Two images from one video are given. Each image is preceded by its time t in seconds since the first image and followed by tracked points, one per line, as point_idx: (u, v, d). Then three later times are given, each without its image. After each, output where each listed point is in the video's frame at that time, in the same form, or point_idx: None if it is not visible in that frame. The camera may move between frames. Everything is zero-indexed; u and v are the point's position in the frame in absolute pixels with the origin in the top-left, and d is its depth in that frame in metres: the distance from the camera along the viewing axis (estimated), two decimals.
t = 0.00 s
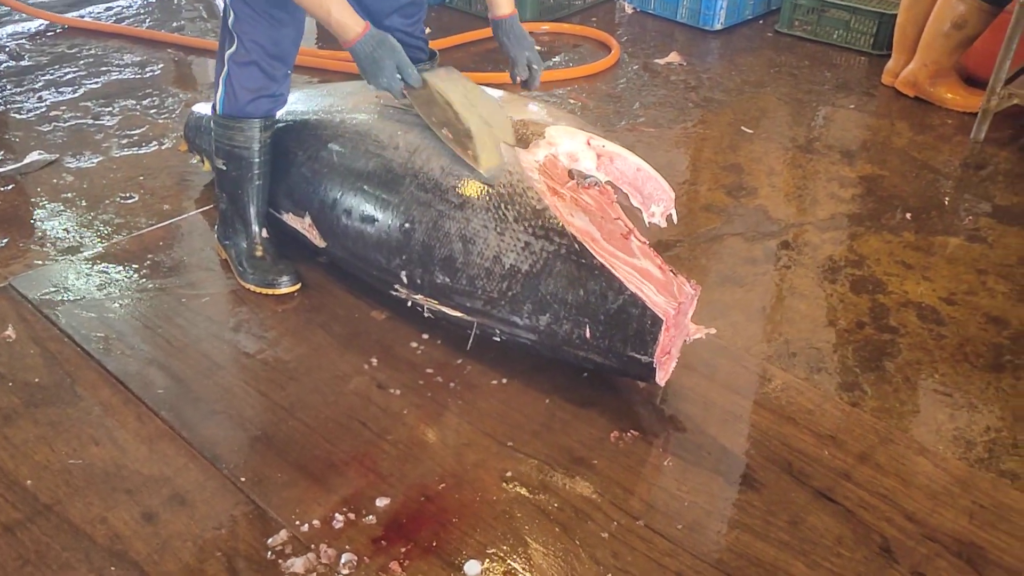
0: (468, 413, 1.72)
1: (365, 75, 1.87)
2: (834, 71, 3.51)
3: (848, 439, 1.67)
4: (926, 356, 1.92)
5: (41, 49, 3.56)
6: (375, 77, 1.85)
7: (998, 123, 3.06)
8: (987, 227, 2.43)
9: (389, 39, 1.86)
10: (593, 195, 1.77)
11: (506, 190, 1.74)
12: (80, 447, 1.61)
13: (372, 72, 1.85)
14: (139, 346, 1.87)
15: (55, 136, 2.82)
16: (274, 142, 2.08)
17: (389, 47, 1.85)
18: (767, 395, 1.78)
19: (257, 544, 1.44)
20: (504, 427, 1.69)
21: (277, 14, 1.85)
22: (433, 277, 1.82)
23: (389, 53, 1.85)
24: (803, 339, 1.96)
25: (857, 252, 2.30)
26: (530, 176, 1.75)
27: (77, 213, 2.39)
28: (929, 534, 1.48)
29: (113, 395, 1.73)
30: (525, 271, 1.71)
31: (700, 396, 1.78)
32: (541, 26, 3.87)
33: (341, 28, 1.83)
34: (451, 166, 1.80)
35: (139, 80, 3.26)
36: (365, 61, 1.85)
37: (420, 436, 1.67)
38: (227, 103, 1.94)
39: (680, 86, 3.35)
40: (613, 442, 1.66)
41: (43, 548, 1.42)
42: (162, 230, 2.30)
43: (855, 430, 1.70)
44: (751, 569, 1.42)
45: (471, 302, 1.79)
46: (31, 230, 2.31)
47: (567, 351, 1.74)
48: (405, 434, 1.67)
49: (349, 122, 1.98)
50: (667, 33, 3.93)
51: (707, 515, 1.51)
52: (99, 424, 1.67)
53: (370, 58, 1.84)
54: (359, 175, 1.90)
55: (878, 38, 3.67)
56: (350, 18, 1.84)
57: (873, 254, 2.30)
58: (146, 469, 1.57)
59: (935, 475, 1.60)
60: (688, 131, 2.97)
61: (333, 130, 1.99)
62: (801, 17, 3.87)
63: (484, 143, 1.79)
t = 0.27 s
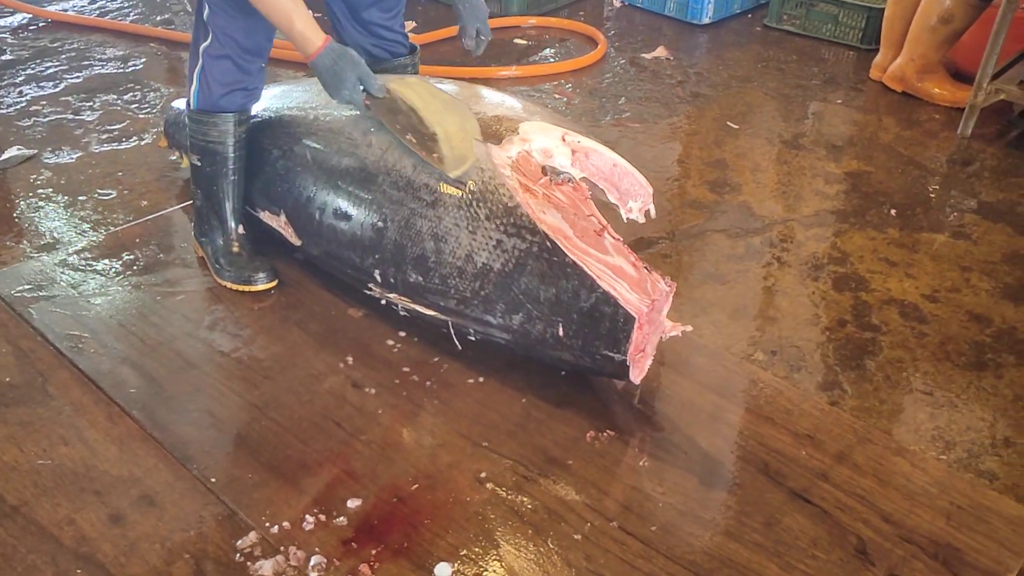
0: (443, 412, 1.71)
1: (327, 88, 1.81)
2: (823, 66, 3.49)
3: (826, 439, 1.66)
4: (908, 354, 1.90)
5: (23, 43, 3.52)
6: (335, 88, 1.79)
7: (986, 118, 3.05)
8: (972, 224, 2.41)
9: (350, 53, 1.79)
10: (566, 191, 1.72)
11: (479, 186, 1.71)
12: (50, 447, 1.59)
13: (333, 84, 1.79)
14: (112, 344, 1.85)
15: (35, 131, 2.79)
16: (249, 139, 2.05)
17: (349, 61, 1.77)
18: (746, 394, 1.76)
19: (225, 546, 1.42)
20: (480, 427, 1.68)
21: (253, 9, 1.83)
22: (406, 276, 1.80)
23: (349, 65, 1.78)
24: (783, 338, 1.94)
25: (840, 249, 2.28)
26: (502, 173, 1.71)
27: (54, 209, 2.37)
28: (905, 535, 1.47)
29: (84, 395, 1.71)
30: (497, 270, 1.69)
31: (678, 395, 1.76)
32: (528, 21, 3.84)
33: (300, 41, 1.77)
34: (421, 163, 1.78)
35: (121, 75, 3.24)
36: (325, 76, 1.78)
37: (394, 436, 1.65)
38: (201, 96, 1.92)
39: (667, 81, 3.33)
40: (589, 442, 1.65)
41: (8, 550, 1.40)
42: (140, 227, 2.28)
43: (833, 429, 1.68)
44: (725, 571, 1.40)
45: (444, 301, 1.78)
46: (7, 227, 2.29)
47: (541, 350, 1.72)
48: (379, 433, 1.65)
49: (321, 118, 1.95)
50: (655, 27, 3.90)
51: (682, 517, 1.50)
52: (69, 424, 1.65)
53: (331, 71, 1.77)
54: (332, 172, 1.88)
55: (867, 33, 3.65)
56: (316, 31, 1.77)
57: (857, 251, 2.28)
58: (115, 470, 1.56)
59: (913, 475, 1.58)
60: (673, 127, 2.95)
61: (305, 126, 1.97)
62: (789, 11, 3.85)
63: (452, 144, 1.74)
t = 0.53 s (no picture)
0: (427, 411, 1.69)
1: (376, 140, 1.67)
2: (819, 60, 3.46)
3: (814, 438, 1.64)
4: (898, 352, 1.88)
5: (14, 36, 3.50)
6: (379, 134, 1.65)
7: (983, 114, 3.02)
8: (967, 221, 2.39)
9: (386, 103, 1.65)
10: (558, 186, 1.71)
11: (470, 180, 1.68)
12: (29, 445, 1.58)
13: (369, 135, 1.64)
14: (94, 341, 1.83)
15: (23, 126, 2.77)
16: (236, 130, 2.03)
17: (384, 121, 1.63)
18: (734, 393, 1.74)
19: (203, 546, 1.41)
20: (464, 426, 1.66)
21: None
22: (395, 270, 1.78)
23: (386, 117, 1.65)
24: (773, 336, 1.92)
25: (832, 246, 2.26)
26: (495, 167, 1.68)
27: (40, 204, 2.35)
28: (892, 537, 1.45)
29: (65, 392, 1.70)
30: (488, 265, 1.67)
31: (665, 393, 1.74)
32: (522, 14, 3.82)
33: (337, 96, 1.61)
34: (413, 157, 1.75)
35: (112, 68, 3.22)
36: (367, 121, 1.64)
37: (377, 434, 1.63)
38: (181, 88, 1.90)
39: (661, 75, 3.30)
40: (574, 441, 1.63)
41: None
42: (125, 222, 2.26)
43: (820, 428, 1.66)
44: (707, 573, 1.39)
45: (434, 296, 1.75)
46: None
47: (530, 346, 1.70)
48: (362, 432, 1.64)
49: (312, 111, 1.93)
50: (651, 20, 3.87)
51: (666, 517, 1.48)
52: (49, 421, 1.63)
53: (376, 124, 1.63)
54: (322, 165, 1.86)
55: (864, 27, 3.62)
56: (352, 82, 1.62)
57: (850, 248, 2.26)
58: (94, 468, 1.54)
59: (900, 475, 1.56)
60: (667, 122, 2.92)
61: (296, 120, 1.94)
62: (787, 5, 3.82)
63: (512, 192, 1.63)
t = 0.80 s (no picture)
0: (428, 408, 1.69)
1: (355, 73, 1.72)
2: (826, 58, 3.44)
3: (816, 438, 1.63)
4: (903, 352, 1.87)
5: (21, 32, 3.51)
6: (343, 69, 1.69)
7: (990, 112, 3.00)
8: (973, 220, 2.37)
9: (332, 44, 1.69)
10: (562, 183, 1.70)
11: (473, 176, 1.69)
12: (31, 441, 1.59)
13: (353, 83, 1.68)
14: (97, 337, 1.83)
15: (29, 122, 2.78)
16: (240, 126, 2.04)
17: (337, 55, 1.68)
18: (736, 392, 1.74)
19: (203, 543, 1.41)
20: (464, 424, 1.66)
21: None
22: (398, 266, 1.78)
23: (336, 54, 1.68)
24: (776, 335, 1.91)
25: (837, 245, 2.25)
26: (498, 164, 1.68)
27: (45, 200, 2.35)
28: (893, 537, 1.44)
29: (67, 388, 1.70)
30: (490, 260, 1.66)
31: (666, 391, 1.74)
32: (528, 11, 3.81)
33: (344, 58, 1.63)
34: (417, 153, 1.75)
35: (118, 65, 3.22)
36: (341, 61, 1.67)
37: (377, 432, 1.63)
38: (187, 87, 1.90)
39: (667, 73, 3.29)
40: (574, 440, 1.63)
41: None
42: (129, 218, 2.26)
43: (823, 428, 1.65)
44: (707, 572, 1.38)
45: (436, 292, 1.75)
46: None
47: (532, 342, 1.70)
48: (363, 429, 1.63)
49: (316, 107, 1.93)
50: (657, 18, 3.86)
51: (666, 516, 1.48)
52: (51, 417, 1.64)
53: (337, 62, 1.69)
54: (326, 161, 1.86)
55: (872, 25, 3.60)
56: (358, 47, 1.64)
57: (855, 247, 2.24)
58: (95, 464, 1.54)
59: (902, 476, 1.55)
60: (672, 120, 2.91)
61: (299, 116, 1.94)
62: (794, 2, 3.80)
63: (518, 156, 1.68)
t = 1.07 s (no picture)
0: (436, 408, 1.69)
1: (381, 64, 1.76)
2: (838, 59, 3.43)
3: (824, 440, 1.62)
4: (912, 354, 1.86)
5: (34, 31, 3.54)
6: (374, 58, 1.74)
7: (1002, 114, 2.98)
8: (985, 222, 2.36)
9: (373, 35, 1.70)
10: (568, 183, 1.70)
11: (479, 176, 1.69)
12: (42, 437, 1.60)
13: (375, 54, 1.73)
14: (108, 335, 1.85)
15: (42, 120, 2.80)
16: (251, 126, 2.05)
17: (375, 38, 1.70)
18: (744, 393, 1.73)
19: (212, 540, 1.42)
20: (472, 423, 1.66)
21: None
22: (405, 266, 1.78)
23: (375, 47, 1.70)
24: (785, 336, 1.91)
25: (848, 246, 2.24)
26: (503, 164, 1.68)
27: (58, 198, 2.37)
28: (901, 540, 1.44)
29: (79, 385, 1.71)
30: (496, 260, 1.67)
31: (675, 392, 1.74)
32: (538, 11, 3.81)
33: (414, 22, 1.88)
34: (424, 153, 1.75)
35: (130, 64, 3.24)
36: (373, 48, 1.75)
37: (386, 430, 1.64)
38: (198, 85, 1.91)
39: (678, 73, 3.29)
40: (582, 440, 1.63)
41: None
42: (141, 216, 2.27)
43: (831, 429, 1.65)
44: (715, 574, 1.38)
45: (442, 292, 1.75)
46: (11, 215, 2.29)
47: (539, 343, 1.70)
48: (372, 428, 1.64)
49: (324, 106, 1.93)
50: (668, 18, 3.85)
51: (674, 517, 1.48)
52: (62, 414, 1.65)
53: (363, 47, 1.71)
54: (334, 161, 1.86)
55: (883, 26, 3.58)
56: (418, 7, 1.89)
57: (865, 248, 2.24)
58: (106, 461, 1.55)
59: (911, 478, 1.55)
60: (683, 120, 2.91)
61: (308, 115, 1.95)
62: (805, 3, 3.79)
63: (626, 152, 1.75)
